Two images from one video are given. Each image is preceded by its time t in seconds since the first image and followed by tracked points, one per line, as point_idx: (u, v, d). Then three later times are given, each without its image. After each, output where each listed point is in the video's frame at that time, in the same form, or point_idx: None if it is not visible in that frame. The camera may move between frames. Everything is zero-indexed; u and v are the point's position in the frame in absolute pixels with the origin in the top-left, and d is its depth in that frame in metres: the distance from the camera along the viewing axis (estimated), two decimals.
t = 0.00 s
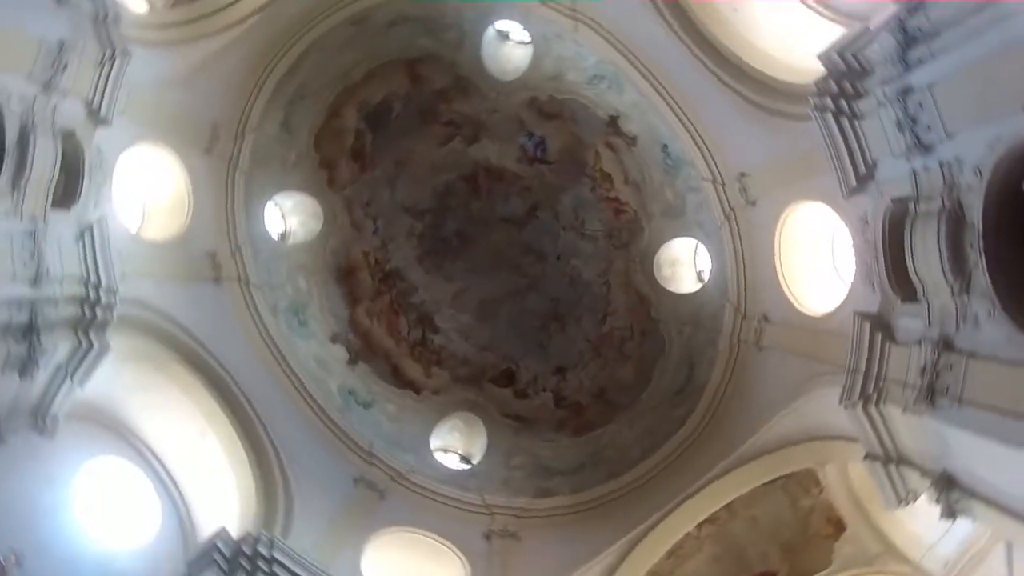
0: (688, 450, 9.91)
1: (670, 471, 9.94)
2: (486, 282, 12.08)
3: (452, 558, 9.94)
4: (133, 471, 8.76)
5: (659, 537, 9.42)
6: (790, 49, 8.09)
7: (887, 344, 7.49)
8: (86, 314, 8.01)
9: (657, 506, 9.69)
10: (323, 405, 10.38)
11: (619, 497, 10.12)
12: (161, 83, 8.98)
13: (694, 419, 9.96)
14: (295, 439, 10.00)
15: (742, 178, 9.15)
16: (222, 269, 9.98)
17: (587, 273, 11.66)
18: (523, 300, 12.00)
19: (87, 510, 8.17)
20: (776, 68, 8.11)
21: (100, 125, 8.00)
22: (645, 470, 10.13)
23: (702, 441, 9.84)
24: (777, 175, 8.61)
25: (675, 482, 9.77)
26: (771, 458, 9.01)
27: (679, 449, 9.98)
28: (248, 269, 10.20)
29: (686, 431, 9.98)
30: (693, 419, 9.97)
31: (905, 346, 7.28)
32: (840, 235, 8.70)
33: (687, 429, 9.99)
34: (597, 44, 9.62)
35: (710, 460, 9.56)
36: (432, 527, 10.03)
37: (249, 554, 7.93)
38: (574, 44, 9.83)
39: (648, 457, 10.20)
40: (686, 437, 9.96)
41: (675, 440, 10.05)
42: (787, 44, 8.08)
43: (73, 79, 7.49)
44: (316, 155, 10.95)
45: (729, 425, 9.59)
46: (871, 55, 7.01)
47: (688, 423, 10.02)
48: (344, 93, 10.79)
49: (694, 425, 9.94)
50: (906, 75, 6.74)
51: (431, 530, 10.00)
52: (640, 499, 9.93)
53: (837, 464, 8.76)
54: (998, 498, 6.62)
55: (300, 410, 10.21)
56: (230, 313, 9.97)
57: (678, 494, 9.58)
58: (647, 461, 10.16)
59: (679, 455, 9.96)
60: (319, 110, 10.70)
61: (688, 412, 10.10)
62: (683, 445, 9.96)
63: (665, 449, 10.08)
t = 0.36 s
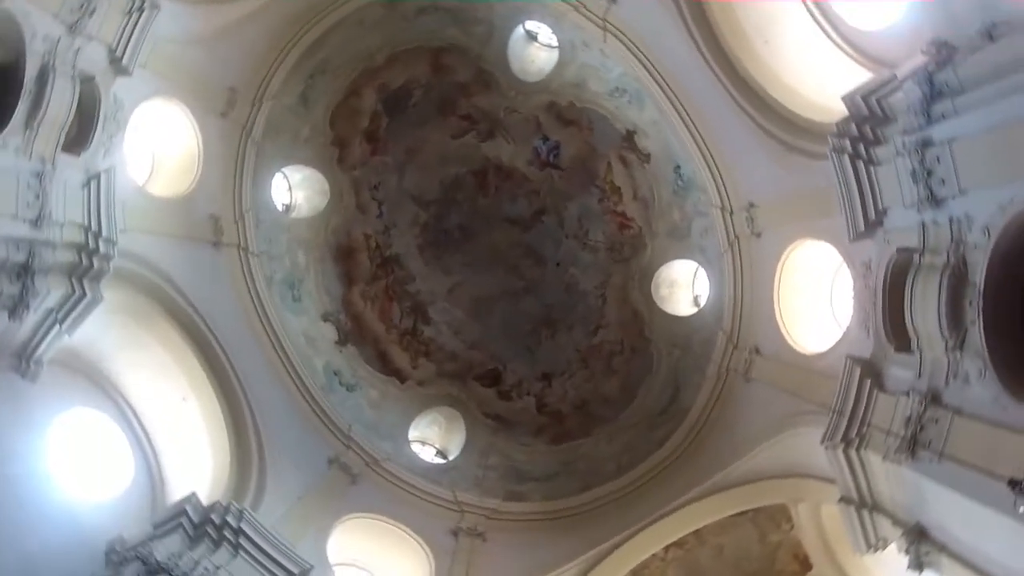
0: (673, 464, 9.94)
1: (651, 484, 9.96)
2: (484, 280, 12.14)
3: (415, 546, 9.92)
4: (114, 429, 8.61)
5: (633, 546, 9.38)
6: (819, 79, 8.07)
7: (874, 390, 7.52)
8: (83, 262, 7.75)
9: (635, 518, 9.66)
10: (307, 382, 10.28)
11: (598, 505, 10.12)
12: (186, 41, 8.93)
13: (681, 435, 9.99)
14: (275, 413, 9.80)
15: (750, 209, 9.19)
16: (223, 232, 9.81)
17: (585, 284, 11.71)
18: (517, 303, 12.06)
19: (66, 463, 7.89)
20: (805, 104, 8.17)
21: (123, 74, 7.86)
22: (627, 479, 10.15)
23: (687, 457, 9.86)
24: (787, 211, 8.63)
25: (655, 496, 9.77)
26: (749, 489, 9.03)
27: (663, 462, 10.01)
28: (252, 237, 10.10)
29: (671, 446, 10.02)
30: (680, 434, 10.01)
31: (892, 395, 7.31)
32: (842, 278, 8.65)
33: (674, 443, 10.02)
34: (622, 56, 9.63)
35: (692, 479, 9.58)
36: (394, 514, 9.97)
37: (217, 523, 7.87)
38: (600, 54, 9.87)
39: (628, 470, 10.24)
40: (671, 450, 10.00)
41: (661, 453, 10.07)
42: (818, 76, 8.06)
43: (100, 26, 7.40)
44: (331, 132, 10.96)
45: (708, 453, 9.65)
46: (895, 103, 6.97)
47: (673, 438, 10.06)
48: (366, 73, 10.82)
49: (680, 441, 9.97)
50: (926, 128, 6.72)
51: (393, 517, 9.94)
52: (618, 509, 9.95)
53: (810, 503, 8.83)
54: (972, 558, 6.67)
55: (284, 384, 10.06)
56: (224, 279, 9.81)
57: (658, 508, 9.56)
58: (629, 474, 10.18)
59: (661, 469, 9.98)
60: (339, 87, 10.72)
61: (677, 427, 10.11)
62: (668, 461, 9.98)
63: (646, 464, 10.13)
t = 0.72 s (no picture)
0: (662, 488, 9.94)
1: (638, 506, 9.97)
2: (488, 289, 12.17)
3: (390, 542, 9.89)
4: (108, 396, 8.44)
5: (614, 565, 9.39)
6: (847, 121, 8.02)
7: (866, 438, 7.57)
8: (90, 226, 7.59)
9: (618, 539, 9.65)
10: (303, 371, 10.25)
11: (583, 522, 10.12)
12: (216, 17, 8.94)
13: (672, 460, 9.98)
14: (269, 398, 9.75)
15: (761, 246, 9.22)
16: (234, 212, 9.78)
17: (589, 302, 11.74)
18: (518, 314, 12.09)
19: (56, 426, 7.71)
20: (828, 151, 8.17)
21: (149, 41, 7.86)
22: (614, 499, 10.16)
23: (676, 482, 9.87)
24: (799, 250, 8.62)
25: (641, 519, 9.78)
26: (733, 523, 9.02)
27: (651, 485, 10.01)
28: (261, 220, 10.11)
29: (660, 470, 10.03)
30: (670, 459, 10.01)
31: (884, 444, 7.37)
32: (845, 323, 8.64)
33: (664, 467, 10.02)
34: (649, 80, 9.69)
35: (679, 506, 9.57)
36: (368, 508, 9.93)
37: (198, 500, 7.81)
38: (627, 75, 9.92)
39: (615, 490, 10.26)
40: (660, 474, 10.00)
41: (650, 477, 10.08)
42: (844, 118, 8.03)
43: None
44: (352, 125, 11.00)
45: (695, 483, 9.66)
46: (915, 154, 7.01)
47: (664, 463, 10.05)
48: (393, 70, 10.87)
49: (670, 467, 9.97)
50: (944, 182, 6.75)
51: (368, 512, 9.90)
52: (603, 528, 9.96)
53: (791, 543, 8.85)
54: None
55: (278, 370, 10.00)
56: (231, 258, 9.77)
57: (642, 530, 9.56)
58: (616, 494, 10.19)
59: (648, 494, 10.00)
60: (364, 81, 10.76)
61: (668, 451, 10.11)
62: (656, 485, 9.98)
63: (633, 486, 10.14)
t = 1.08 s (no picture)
0: (649, 503, 10.00)
1: (623, 519, 10.02)
2: (499, 286, 12.17)
3: (363, 519, 9.91)
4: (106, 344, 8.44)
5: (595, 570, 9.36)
6: (879, 174, 8.04)
7: (853, 489, 7.59)
8: (114, 164, 7.52)
9: (598, 550, 9.70)
10: (304, 341, 10.27)
11: (567, 527, 10.18)
12: None
13: (660, 477, 10.07)
14: (268, 362, 9.74)
15: (775, 282, 9.23)
16: (257, 173, 9.81)
17: (597, 313, 11.74)
18: (524, 315, 12.09)
19: (49, 363, 7.69)
20: (861, 203, 8.05)
21: None
22: (599, 510, 10.21)
23: (664, 499, 9.94)
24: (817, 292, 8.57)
25: (624, 532, 9.83)
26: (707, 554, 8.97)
27: (635, 503, 10.06)
28: (284, 185, 10.14)
29: (644, 489, 10.10)
30: (659, 476, 10.09)
31: (870, 497, 7.38)
32: (846, 369, 8.66)
33: (653, 483, 10.09)
34: (688, 103, 9.68)
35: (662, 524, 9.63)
36: (340, 482, 9.92)
37: (181, 452, 7.87)
38: (666, 92, 9.92)
39: (597, 502, 10.30)
40: (648, 489, 10.06)
41: (640, 490, 10.14)
42: (878, 171, 8.05)
43: None
44: (387, 104, 11.02)
45: (676, 506, 9.76)
46: (942, 214, 6.98)
47: (653, 478, 10.13)
48: (435, 55, 10.88)
49: (658, 484, 10.04)
50: (966, 246, 6.71)
51: (341, 487, 9.90)
52: (584, 537, 10.02)
53: None
54: None
55: (280, 336, 10.01)
56: (249, 219, 9.79)
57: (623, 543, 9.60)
58: (604, 503, 10.24)
59: (628, 510, 10.07)
60: (405, 62, 10.78)
61: (657, 469, 10.18)
62: (643, 500, 10.04)
63: (620, 500, 10.17)
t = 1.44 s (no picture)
0: (620, 514, 10.10)
1: (593, 524, 10.13)
2: (503, 276, 12.14)
3: (330, 483, 9.76)
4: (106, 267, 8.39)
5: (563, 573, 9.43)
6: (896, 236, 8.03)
7: (814, 538, 7.78)
8: (143, 90, 7.50)
9: (561, 553, 9.81)
10: (302, 298, 10.25)
11: (534, 522, 10.27)
12: None
13: (635, 489, 10.17)
14: (263, 312, 9.74)
15: (775, 321, 9.24)
16: (284, 123, 9.78)
17: (594, 320, 11.75)
18: (522, 309, 12.08)
19: (46, 273, 7.68)
20: (875, 264, 8.06)
21: None
22: (569, 512, 10.31)
23: (627, 515, 10.05)
24: (815, 339, 8.61)
25: (590, 538, 9.94)
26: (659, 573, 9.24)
27: (599, 515, 10.17)
28: (309, 141, 10.12)
29: (611, 502, 10.21)
30: (634, 488, 10.19)
31: (830, 553, 7.62)
32: (831, 419, 8.62)
33: (620, 498, 10.20)
34: (723, 129, 9.70)
35: (629, 537, 9.74)
36: (313, 440, 9.81)
37: (162, 387, 7.89)
38: (702, 115, 9.92)
39: (562, 506, 10.40)
40: (622, 499, 10.17)
41: (606, 503, 10.24)
42: (899, 233, 8.03)
43: None
44: (424, 78, 10.98)
45: (637, 523, 9.89)
46: (951, 287, 6.97)
47: (621, 493, 10.25)
48: (481, 37, 10.86)
49: (632, 495, 10.15)
50: (968, 323, 6.71)
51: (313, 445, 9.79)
52: (548, 537, 10.12)
53: None
54: None
55: (278, 289, 9.99)
56: (269, 168, 9.77)
57: (588, 551, 9.72)
58: (568, 509, 10.33)
59: (591, 520, 10.17)
60: (450, 38, 10.76)
61: (632, 480, 10.27)
62: (615, 509, 10.15)
63: (586, 509, 10.26)
